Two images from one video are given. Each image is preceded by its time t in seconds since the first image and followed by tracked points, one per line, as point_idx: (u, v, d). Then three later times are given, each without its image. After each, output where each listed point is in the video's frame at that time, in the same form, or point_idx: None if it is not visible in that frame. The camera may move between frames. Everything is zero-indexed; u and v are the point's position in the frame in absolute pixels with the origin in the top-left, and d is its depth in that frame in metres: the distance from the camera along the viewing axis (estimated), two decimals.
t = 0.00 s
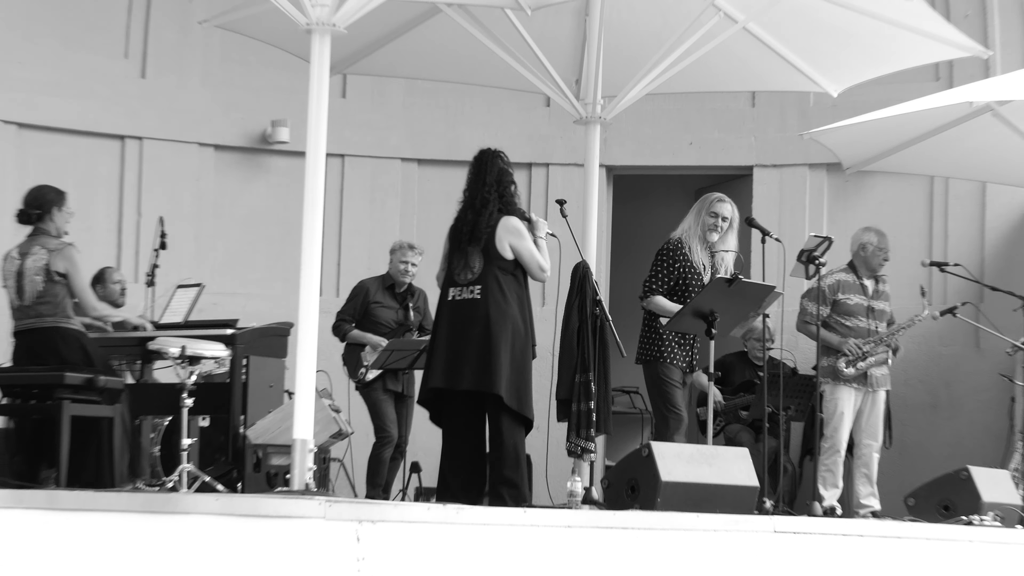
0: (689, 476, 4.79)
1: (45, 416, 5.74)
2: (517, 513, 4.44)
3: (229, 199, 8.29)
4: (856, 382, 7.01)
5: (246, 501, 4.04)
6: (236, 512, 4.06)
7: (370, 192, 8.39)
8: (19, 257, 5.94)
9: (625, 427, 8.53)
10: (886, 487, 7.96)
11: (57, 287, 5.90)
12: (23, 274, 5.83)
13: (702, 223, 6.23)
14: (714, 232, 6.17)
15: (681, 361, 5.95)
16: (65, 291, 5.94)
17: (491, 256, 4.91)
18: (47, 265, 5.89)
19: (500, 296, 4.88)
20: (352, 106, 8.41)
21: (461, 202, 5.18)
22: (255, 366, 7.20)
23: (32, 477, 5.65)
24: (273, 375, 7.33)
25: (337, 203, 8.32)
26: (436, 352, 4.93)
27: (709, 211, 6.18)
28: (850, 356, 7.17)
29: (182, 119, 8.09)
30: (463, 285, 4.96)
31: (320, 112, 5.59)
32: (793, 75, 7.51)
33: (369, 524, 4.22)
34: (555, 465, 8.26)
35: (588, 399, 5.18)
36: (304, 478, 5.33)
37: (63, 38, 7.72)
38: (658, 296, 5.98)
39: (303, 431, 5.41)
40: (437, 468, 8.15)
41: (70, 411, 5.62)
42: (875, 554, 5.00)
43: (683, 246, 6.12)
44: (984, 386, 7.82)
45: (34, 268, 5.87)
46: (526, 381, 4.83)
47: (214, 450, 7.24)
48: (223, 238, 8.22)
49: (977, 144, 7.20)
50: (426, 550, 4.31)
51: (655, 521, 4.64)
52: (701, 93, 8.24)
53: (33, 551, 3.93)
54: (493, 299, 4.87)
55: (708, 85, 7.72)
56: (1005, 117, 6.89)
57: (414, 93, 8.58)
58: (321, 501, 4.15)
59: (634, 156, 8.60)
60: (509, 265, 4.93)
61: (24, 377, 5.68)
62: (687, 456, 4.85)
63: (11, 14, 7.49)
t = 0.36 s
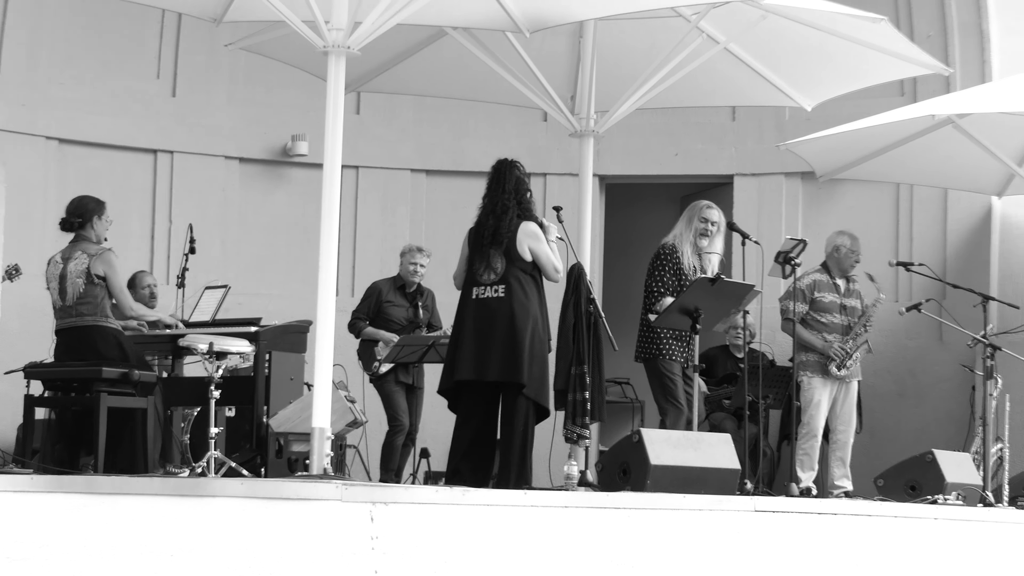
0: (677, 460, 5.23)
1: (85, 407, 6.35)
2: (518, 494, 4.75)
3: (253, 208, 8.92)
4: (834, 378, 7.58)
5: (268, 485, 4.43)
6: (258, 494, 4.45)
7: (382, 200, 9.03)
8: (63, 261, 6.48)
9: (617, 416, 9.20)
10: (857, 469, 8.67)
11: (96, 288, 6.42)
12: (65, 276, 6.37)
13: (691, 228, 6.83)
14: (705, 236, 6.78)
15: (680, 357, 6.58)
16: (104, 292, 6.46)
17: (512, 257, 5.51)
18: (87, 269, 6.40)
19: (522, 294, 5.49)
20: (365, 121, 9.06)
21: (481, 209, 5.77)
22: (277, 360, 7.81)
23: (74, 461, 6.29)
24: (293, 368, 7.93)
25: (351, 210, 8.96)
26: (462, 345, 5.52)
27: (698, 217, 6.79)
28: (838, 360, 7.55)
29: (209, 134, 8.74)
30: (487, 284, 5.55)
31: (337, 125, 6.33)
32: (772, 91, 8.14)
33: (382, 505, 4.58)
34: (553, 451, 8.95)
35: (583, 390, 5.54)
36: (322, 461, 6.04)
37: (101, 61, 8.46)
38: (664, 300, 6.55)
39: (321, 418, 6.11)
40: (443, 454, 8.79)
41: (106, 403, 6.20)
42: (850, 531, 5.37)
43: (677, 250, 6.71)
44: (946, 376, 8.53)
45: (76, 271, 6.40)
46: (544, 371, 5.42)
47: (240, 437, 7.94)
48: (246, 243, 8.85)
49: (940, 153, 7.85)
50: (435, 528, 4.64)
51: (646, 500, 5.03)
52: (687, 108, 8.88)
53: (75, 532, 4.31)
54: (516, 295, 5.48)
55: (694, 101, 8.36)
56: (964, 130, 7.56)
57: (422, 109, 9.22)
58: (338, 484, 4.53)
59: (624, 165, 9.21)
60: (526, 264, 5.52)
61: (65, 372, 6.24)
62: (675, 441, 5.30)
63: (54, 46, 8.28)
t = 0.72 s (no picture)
0: (677, 460, 5.23)
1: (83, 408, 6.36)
2: (518, 494, 4.76)
3: (252, 208, 8.93)
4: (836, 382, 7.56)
5: (268, 485, 4.43)
6: (259, 495, 4.45)
7: (381, 200, 9.04)
8: (65, 262, 6.47)
9: (616, 415, 9.22)
10: (857, 468, 8.68)
11: (97, 289, 6.42)
12: (67, 277, 6.37)
13: (690, 221, 6.82)
14: (705, 229, 6.78)
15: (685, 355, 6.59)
16: (105, 294, 6.46)
17: (530, 259, 5.59)
18: (89, 270, 6.39)
19: (540, 296, 5.59)
20: (364, 121, 9.09)
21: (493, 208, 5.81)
22: (276, 361, 7.81)
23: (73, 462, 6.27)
24: (293, 369, 7.93)
25: (351, 211, 8.98)
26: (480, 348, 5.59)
27: (697, 209, 6.78)
28: (841, 365, 7.54)
29: (208, 134, 8.75)
30: (504, 286, 5.61)
31: (335, 123, 6.35)
32: (770, 92, 8.16)
33: (383, 505, 4.58)
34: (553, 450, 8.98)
35: (582, 390, 5.41)
36: (321, 461, 6.03)
37: (101, 62, 8.47)
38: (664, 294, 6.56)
39: (320, 419, 6.10)
40: (443, 454, 8.79)
41: (105, 403, 6.20)
42: (849, 529, 5.37)
43: (679, 245, 6.69)
44: (945, 375, 8.54)
45: (77, 272, 6.40)
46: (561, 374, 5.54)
47: (238, 439, 7.96)
48: (246, 243, 8.86)
49: (938, 153, 7.88)
50: (435, 528, 4.65)
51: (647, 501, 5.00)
52: (685, 108, 8.89)
53: (75, 531, 4.31)
54: (536, 298, 5.58)
55: (693, 101, 8.36)
56: (962, 129, 7.58)
57: (420, 110, 9.23)
58: (338, 484, 4.54)
59: (623, 165, 9.20)
60: (542, 266, 5.62)
61: (65, 372, 6.25)
62: (674, 441, 5.29)
63: (54, 47, 8.30)
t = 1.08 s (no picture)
0: (674, 460, 5.22)
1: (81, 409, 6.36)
2: (517, 495, 4.76)
3: (250, 209, 8.93)
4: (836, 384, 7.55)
5: (265, 485, 4.43)
6: (257, 495, 4.46)
7: (379, 201, 9.04)
8: (65, 262, 6.47)
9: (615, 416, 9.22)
10: (856, 469, 8.68)
11: (96, 290, 6.42)
12: (66, 277, 6.37)
13: (691, 221, 6.81)
14: (707, 230, 6.77)
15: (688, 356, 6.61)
16: (104, 295, 6.45)
17: (539, 262, 5.61)
18: (88, 270, 6.39)
19: (546, 298, 5.62)
20: (362, 122, 9.09)
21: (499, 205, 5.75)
22: (274, 361, 7.78)
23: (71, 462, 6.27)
24: (291, 369, 7.90)
25: (349, 211, 8.98)
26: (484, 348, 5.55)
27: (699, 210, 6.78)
28: (840, 367, 7.54)
29: (206, 135, 8.75)
30: (510, 287, 5.60)
31: (334, 123, 6.35)
32: (768, 92, 8.16)
33: (380, 506, 4.58)
34: (552, 450, 8.99)
35: (580, 390, 5.41)
36: (319, 462, 6.04)
37: (99, 63, 8.47)
38: (661, 293, 6.57)
39: (318, 420, 6.11)
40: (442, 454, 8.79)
41: (103, 404, 6.20)
42: (848, 528, 5.37)
43: (678, 245, 6.69)
44: (943, 375, 8.55)
45: (76, 273, 6.40)
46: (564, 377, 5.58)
47: (236, 439, 8.07)
48: (244, 244, 8.86)
49: (936, 154, 7.90)
50: (434, 528, 4.66)
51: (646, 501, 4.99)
52: (683, 108, 8.88)
53: (73, 532, 4.31)
54: (543, 302, 5.60)
55: (691, 102, 8.36)
56: (960, 130, 7.58)
57: (418, 110, 9.22)
58: (336, 484, 4.54)
59: (621, 166, 9.20)
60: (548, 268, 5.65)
61: (62, 373, 6.25)
62: (672, 441, 5.28)
63: (51, 47, 8.29)
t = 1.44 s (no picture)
0: (671, 460, 5.22)
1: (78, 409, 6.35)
2: (513, 496, 4.76)
3: (247, 209, 8.93)
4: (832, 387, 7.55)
5: (262, 486, 4.44)
6: (253, 496, 4.46)
7: (377, 201, 9.04)
8: (62, 262, 6.46)
9: (611, 417, 9.24)
10: (853, 470, 8.67)
11: (93, 290, 6.40)
12: (63, 277, 6.36)
13: (684, 221, 6.81)
14: (703, 228, 6.78)
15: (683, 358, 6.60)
16: (100, 295, 6.43)
17: (535, 264, 5.58)
18: (85, 271, 6.38)
19: (541, 301, 5.58)
20: (359, 123, 9.08)
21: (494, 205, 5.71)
22: (271, 362, 7.78)
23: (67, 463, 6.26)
24: (288, 369, 7.91)
25: (346, 212, 8.97)
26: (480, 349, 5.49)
27: (693, 210, 6.80)
28: (835, 369, 7.54)
29: (203, 136, 8.75)
30: (505, 288, 5.55)
31: (331, 123, 6.36)
32: (765, 93, 8.16)
33: (376, 506, 4.59)
34: (549, 451, 8.99)
35: (577, 390, 5.41)
36: (315, 462, 6.05)
37: (96, 63, 8.47)
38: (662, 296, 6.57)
39: (315, 421, 6.12)
40: (439, 455, 8.79)
41: (99, 405, 6.21)
42: (844, 530, 5.36)
43: (673, 248, 6.69)
44: (940, 376, 8.55)
45: (73, 273, 6.39)
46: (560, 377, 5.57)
47: (233, 440, 7.85)
48: (241, 244, 8.86)
49: (932, 155, 7.91)
50: (430, 528, 4.65)
51: (643, 502, 4.99)
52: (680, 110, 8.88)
53: (69, 532, 4.31)
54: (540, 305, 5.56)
55: (688, 103, 8.36)
56: (957, 130, 7.59)
57: (415, 111, 9.22)
58: (332, 485, 4.55)
59: (618, 167, 9.20)
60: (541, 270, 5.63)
61: (59, 373, 6.25)
62: (669, 442, 5.29)
63: (48, 47, 8.29)
